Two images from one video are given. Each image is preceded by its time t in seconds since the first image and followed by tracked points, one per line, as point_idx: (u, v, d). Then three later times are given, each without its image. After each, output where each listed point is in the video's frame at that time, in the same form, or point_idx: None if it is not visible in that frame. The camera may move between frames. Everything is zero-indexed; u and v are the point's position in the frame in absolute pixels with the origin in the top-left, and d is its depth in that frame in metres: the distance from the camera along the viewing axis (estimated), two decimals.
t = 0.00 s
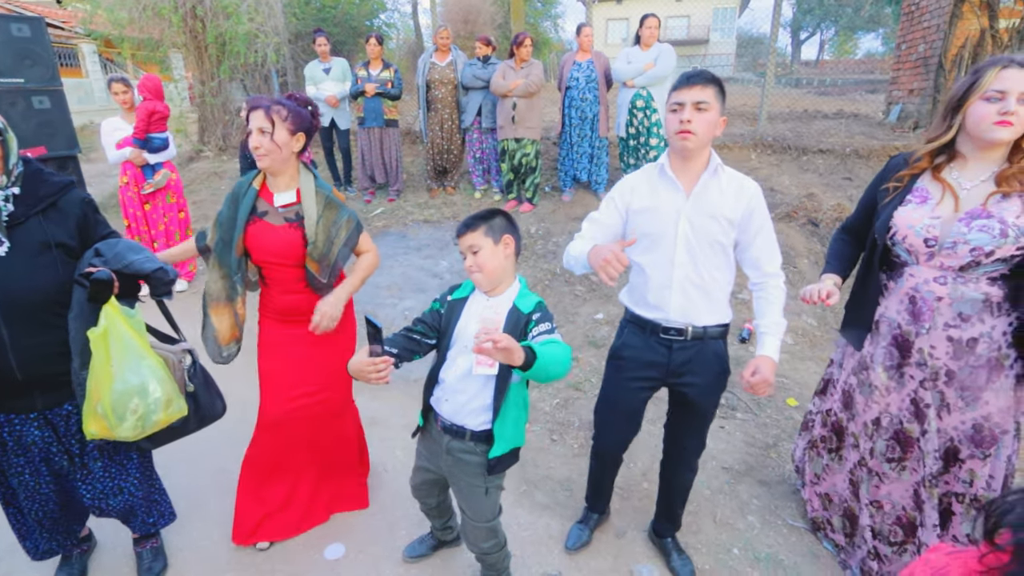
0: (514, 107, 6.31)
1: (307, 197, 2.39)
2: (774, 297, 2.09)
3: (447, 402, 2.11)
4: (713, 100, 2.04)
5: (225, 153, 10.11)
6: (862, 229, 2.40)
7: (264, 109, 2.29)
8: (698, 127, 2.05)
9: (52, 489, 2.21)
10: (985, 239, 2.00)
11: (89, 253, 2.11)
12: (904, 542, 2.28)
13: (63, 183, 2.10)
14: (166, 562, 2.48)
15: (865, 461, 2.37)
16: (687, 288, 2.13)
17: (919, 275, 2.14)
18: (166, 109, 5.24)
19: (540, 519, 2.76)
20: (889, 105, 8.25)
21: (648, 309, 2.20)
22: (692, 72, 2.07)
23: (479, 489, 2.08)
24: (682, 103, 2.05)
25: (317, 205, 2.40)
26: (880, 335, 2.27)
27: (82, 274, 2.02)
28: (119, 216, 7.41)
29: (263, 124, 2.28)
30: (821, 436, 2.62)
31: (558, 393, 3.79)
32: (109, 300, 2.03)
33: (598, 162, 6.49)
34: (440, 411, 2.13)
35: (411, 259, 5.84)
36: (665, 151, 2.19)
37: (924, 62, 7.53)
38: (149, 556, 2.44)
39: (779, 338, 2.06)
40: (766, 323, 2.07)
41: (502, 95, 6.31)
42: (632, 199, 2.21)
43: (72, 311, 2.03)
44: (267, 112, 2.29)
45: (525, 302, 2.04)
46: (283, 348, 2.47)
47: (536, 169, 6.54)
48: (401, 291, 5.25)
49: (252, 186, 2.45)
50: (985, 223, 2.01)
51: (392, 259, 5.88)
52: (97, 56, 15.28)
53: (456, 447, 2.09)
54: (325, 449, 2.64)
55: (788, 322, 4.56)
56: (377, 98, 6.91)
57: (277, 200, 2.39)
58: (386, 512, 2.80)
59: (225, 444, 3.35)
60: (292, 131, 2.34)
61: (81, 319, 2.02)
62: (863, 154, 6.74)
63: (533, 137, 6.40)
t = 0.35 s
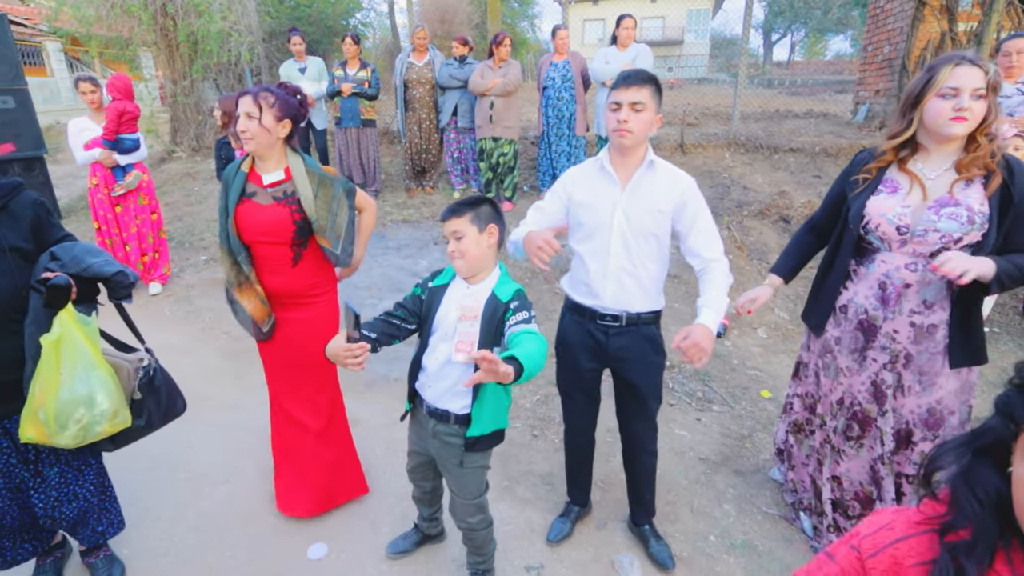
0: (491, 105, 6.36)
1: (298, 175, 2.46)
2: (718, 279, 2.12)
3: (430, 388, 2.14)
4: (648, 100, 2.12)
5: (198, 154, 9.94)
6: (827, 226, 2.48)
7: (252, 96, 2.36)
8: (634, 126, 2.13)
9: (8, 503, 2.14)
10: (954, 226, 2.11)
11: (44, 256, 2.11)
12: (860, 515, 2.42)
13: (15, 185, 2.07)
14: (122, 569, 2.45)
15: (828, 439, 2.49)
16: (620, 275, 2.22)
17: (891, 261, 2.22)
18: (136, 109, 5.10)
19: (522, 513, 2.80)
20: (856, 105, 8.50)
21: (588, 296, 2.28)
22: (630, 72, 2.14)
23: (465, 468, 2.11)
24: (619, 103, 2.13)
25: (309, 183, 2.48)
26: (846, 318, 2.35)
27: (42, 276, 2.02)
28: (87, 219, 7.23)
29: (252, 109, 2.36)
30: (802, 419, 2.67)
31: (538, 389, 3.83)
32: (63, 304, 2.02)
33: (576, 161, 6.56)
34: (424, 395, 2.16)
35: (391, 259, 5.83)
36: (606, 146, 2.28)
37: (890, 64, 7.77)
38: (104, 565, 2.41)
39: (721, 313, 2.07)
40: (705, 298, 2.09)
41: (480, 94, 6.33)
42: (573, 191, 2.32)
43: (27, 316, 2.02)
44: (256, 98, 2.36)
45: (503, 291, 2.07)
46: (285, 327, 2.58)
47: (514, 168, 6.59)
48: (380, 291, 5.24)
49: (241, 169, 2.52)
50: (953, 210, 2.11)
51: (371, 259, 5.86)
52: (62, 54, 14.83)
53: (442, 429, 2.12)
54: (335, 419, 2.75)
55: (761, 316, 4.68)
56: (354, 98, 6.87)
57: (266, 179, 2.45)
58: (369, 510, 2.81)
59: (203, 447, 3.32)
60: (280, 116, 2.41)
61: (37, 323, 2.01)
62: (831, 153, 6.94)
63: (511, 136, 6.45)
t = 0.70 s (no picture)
0: (473, 104, 6.40)
1: (255, 182, 2.50)
2: (667, 271, 2.18)
3: (435, 403, 2.13)
4: (606, 111, 2.15)
5: (173, 154, 9.76)
6: (808, 223, 2.56)
7: (219, 104, 2.42)
8: (593, 138, 2.17)
9: None
10: (929, 224, 2.16)
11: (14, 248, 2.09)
12: (832, 501, 2.50)
13: None
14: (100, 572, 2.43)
15: (808, 430, 2.55)
16: (576, 277, 2.28)
17: (870, 258, 2.29)
18: (106, 109, 5.03)
19: (505, 508, 2.83)
20: (829, 105, 8.69)
21: (549, 293, 2.36)
22: (586, 82, 2.16)
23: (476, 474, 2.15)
24: (578, 113, 2.16)
25: (264, 189, 2.51)
26: (827, 314, 2.41)
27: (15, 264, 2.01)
28: (58, 221, 7.06)
29: (217, 113, 2.41)
30: (776, 412, 2.75)
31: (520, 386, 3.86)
32: (37, 293, 2.01)
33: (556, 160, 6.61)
34: (428, 412, 2.15)
35: (372, 259, 5.80)
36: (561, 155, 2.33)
37: (859, 64, 7.97)
38: (81, 569, 2.38)
39: (661, 305, 2.10)
40: (649, 290, 2.12)
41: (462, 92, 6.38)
42: (536, 198, 2.37)
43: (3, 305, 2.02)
44: (223, 106, 2.43)
45: (483, 288, 2.09)
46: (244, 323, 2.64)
47: (494, 167, 6.62)
48: (362, 291, 5.22)
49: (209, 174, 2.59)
50: (929, 210, 2.16)
51: (351, 259, 5.83)
52: (29, 51, 14.40)
53: (448, 441, 2.13)
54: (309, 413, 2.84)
55: (737, 311, 4.77)
56: (332, 98, 6.81)
57: (227, 185, 2.51)
58: (351, 509, 2.81)
59: (181, 449, 3.28)
60: (243, 124, 2.47)
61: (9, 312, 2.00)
62: (805, 151, 7.10)
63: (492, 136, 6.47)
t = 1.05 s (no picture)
0: (463, 103, 6.40)
1: (248, 169, 2.53)
2: (667, 275, 2.20)
3: (418, 408, 2.10)
4: (589, 107, 2.14)
5: (156, 153, 9.62)
6: (832, 228, 2.51)
7: (213, 96, 2.44)
8: (578, 138, 2.18)
9: None
10: (951, 231, 2.14)
11: None
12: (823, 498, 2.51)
13: None
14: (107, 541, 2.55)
15: (805, 430, 2.56)
16: (579, 276, 2.26)
17: (891, 264, 2.28)
18: (81, 106, 4.91)
19: (491, 506, 2.82)
20: (813, 104, 8.77)
21: (543, 291, 2.35)
22: (576, 77, 2.15)
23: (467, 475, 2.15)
24: (561, 112, 2.17)
25: (257, 176, 2.55)
26: (844, 316, 2.43)
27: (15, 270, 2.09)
28: (38, 221, 6.94)
29: (209, 105, 2.45)
30: (777, 409, 2.77)
31: (507, 385, 3.86)
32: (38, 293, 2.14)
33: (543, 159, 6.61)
34: (412, 417, 2.11)
35: (358, 258, 5.77)
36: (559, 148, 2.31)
37: (843, 64, 8.05)
38: (87, 539, 2.50)
39: (664, 310, 2.14)
40: (652, 295, 2.16)
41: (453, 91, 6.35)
42: (531, 193, 2.37)
43: None
44: (217, 98, 2.45)
45: (461, 288, 2.08)
46: (229, 317, 2.67)
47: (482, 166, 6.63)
48: (348, 290, 5.19)
49: (200, 167, 2.60)
50: (951, 216, 2.14)
51: (338, 258, 5.79)
52: (8, 49, 14.15)
53: (436, 443, 2.09)
54: (290, 407, 2.86)
55: (723, 308, 4.80)
56: (317, 96, 6.75)
57: (221, 176, 2.54)
58: (335, 510, 2.79)
59: (163, 450, 3.24)
60: (237, 115, 2.50)
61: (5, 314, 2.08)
62: (789, 150, 7.17)
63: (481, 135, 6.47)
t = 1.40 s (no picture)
0: (462, 101, 6.41)
1: (274, 164, 2.60)
2: (669, 280, 2.23)
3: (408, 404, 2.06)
4: (589, 118, 2.14)
5: (153, 152, 9.59)
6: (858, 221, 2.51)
7: (234, 91, 2.44)
8: (575, 147, 2.17)
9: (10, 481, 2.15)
10: (969, 228, 2.15)
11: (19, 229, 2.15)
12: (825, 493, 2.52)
13: None
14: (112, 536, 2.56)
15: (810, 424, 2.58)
16: (582, 277, 2.27)
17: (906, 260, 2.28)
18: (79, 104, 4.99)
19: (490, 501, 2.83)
20: (810, 103, 8.79)
21: (548, 286, 2.33)
22: (581, 84, 2.14)
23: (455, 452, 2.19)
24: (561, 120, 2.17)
25: (284, 172, 2.62)
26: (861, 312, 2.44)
27: (54, 252, 2.16)
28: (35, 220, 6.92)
29: (232, 102, 2.44)
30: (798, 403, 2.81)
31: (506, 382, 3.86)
32: (77, 271, 2.24)
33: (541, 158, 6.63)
34: (400, 415, 2.07)
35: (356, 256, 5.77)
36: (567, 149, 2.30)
37: (840, 64, 8.08)
38: (93, 533, 2.51)
39: (665, 318, 2.20)
40: (654, 302, 2.21)
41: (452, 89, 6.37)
42: (535, 194, 2.33)
43: (24, 288, 2.10)
44: (239, 94, 2.45)
45: (431, 280, 2.11)
46: (252, 307, 2.69)
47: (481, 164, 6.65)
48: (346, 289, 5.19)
49: (215, 161, 2.57)
50: (969, 213, 2.14)
51: (336, 257, 5.79)
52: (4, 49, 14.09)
53: (423, 431, 2.10)
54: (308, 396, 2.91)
55: (721, 306, 4.82)
56: (316, 95, 6.76)
57: (244, 170, 2.57)
58: (334, 505, 2.79)
59: (162, 447, 3.24)
60: (257, 111, 2.53)
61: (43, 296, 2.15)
62: (786, 149, 7.18)
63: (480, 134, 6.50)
